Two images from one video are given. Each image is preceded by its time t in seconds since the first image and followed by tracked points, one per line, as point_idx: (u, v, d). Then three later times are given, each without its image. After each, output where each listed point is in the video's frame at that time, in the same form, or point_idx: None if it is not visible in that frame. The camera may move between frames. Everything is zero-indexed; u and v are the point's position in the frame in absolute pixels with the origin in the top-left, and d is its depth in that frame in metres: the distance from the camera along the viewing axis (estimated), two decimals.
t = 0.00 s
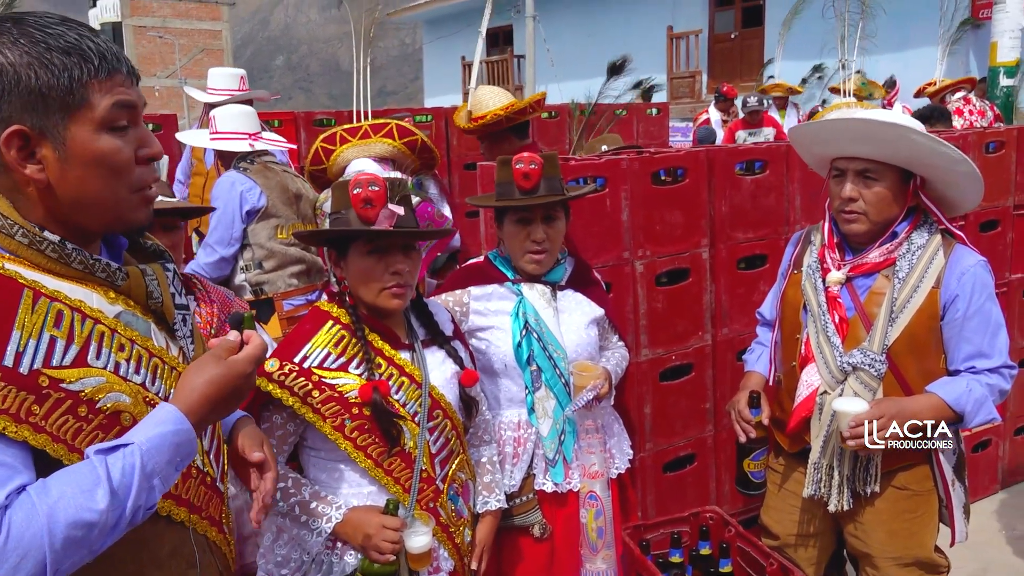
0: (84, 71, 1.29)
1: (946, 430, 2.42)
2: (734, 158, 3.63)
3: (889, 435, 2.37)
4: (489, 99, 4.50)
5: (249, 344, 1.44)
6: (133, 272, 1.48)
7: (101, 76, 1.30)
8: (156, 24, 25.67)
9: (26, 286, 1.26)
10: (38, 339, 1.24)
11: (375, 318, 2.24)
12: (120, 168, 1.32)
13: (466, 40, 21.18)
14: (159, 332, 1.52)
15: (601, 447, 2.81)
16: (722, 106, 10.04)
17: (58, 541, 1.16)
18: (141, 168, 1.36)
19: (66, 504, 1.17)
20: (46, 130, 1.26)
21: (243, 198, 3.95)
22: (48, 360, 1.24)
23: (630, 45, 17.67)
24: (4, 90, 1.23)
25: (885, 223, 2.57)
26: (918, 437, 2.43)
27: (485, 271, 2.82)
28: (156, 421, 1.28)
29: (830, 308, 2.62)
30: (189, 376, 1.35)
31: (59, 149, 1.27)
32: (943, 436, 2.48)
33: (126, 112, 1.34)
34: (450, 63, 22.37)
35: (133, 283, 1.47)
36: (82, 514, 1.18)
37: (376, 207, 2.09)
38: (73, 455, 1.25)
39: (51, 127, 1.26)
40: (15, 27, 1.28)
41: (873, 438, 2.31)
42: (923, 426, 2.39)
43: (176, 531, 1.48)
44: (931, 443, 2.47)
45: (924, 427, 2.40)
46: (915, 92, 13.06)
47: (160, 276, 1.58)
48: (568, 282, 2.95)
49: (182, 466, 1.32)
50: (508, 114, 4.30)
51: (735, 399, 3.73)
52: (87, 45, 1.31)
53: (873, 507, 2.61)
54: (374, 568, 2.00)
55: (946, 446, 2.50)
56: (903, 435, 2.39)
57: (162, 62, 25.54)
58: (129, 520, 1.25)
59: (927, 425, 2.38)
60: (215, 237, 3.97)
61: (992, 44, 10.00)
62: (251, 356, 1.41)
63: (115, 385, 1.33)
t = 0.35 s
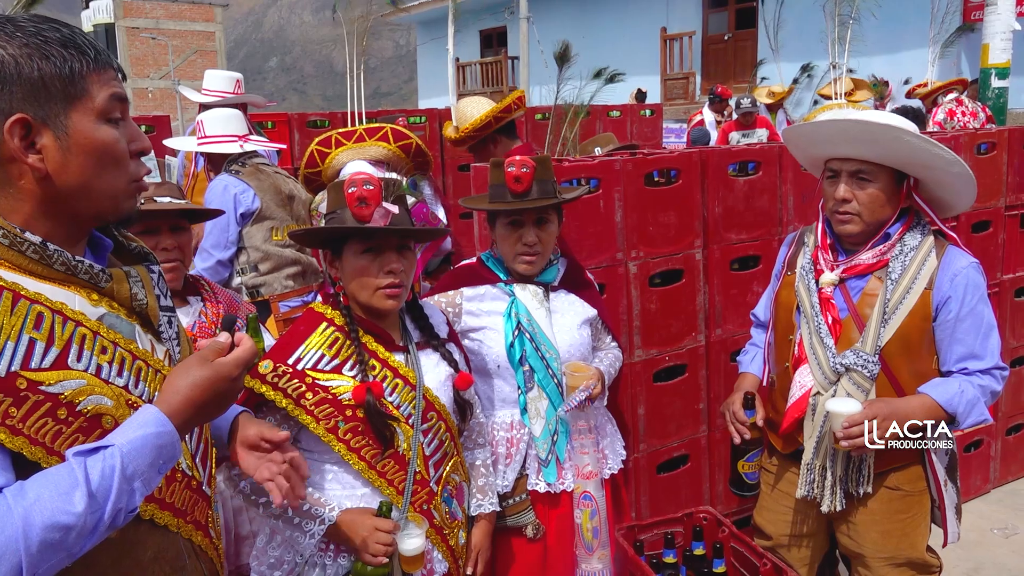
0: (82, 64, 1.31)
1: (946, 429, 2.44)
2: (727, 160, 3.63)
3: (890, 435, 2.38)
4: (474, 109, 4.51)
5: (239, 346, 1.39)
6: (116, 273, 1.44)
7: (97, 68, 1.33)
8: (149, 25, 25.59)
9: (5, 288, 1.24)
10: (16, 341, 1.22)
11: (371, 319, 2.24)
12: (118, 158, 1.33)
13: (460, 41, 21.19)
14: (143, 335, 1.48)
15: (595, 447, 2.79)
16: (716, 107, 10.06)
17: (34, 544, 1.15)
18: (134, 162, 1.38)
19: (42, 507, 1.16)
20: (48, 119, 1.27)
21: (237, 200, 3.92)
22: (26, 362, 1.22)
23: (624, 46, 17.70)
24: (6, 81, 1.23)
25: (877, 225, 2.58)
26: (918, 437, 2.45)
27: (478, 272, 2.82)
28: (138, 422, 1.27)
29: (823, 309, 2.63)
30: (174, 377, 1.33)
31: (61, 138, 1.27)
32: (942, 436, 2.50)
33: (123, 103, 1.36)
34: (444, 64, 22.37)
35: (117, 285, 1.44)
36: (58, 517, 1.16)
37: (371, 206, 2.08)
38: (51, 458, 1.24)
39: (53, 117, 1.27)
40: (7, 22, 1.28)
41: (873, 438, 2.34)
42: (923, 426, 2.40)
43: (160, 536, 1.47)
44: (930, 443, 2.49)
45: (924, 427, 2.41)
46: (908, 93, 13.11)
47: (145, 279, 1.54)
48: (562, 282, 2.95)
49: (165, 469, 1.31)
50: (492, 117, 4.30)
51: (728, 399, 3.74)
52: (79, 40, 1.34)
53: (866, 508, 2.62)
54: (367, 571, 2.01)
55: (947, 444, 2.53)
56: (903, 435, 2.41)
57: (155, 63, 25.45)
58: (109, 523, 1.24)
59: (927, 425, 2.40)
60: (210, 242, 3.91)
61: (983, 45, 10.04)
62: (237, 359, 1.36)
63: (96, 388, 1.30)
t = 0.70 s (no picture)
0: (63, 68, 1.26)
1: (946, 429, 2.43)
2: (728, 158, 3.62)
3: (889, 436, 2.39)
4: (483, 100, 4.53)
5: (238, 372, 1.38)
6: (112, 273, 1.43)
7: (80, 73, 1.29)
8: (148, 22, 25.55)
9: None
10: (7, 344, 1.21)
11: (370, 318, 2.24)
12: (97, 167, 1.29)
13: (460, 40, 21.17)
14: (139, 336, 1.46)
15: (594, 446, 2.79)
16: (717, 106, 10.06)
17: (16, 560, 1.12)
18: (120, 170, 1.33)
19: (27, 522, 1.13)
20: (22, 126, 1.23)
21: (236, 197, 3.90)
22: (16, 366, 1.21)
23: (624, 44, 17.69)
24: None
25: (879, 224, 2.58)
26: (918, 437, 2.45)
27: (478, 270, 2.81)
28: (131, 440, 1.24)
29: (825, 308, 2.62)
30: (172, 398, 1.30)
31: (35, 146, 1.24)
32: (942, 436, 2.50)
33: (106, 111, 1.31)
34: (444, 63, 22.35)
35: (112, 286, 1.43)
36: (42, 534, 1.13)
37: (372, 205, 2.08)
38: (40, 463, 1.23)
39: (27, 124, 1.23)
40: None
41: (873, 439, 2.34)
42: (924, 426, 2.40)
43: (154, 538, 1.45)
44: (930, 443, 2.48)
45: (924, 427, 2.41)
46: (907, 92, 13.11)
47: (141, 279, 1.53)
48: (562, 281, 2.95)
49: (154, 488, 1.27)
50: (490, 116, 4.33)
51: (729, 398, 3.73)
52: (64, 42, 1.30)
53: (867, 506, 2.61)
54: (367, 570, 2.00)
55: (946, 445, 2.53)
56: (902, 435, 2.42)
57: (154, 61, 25.37)
58: (94, 541, 1.20)
59: (928, 425, 2.40)
60: (212, 243, 3.89)
61: (983, 45, 10.03)
62: (239, 385, 1.35)
63: (88, 391, 1.29)
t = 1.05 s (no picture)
0: (80, 58, 1.28)
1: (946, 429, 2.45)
2: (730, 154, 3.61)
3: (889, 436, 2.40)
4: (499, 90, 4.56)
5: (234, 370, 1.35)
6: (106, 270, 1.40)
7: (96, 64, 1.30)
8: (149, 19, 25.51)
9: None
10: None
11: (371, 314, 2.21)
12: (111, 158, 1.31)
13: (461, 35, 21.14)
14: (134, 332, 1.45)
15: (596, 442, 2.78)
16: (718, 102, 10.04)
17: (7, 562, 1.11)
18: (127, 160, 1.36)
19: (17, 525, 1.12)
20: (43, 114, 1.23)
21: (235, 193, 3.87)
22: (7, 364, 1.20)
23: (625, 40, 17.66)
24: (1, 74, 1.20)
25: (882, 219, 2.57)
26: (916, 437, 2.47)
27: (480, 266, 2.81)
28: (123, 441, 1.24)
29: (828, 304, 2.62)
30: (164, 396, 1.28)
31: (56, 134, 1.24)
32: (942, 435, 2.50)
33: (118, 103, 1.33)
34: (445, 59, 22.31)
35: (107, 283, 1.40)
36: (33, 536, 1.13)
37: (372, 202, 2.07)
38: (32, 462, 1.22)
39: (48, 112, 1.23)
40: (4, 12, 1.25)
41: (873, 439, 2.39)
42: (924, 425, 2.42)
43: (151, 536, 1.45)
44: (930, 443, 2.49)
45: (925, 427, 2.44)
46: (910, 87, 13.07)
47: (137, 276, 1.50)
48: (564, 277, 2.94)
49: (147, 489, 1.27)
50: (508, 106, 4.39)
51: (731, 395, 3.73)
52: (77, 34, 1.31)
53: (870, 502, 2.61)
54: (369, 565, 2.04)
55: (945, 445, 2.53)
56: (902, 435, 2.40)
57: (155, 57, 25.32)
58: (85, 542, 1.19)
59: (927, 425, 2.42)
60: (215, 241, 3.85)
61: (986, 40, 9.99)
62: (231, 385, 1.31)
63: (81, 389, 1.28)
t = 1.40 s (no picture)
0: (100, 59, 1.32)
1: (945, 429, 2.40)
2: (743, 153, 3.60)
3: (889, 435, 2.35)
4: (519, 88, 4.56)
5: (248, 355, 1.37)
6: (111, 261, 1.41)
7: (110, 64, 1.34)
8: (163, 17, 25.59)
9: None
10: (9, 331, 1.19)
11: (382, 312, 2.23)
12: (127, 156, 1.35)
13: (473, 34, 21.15)
14: (141, 324, 1.46)
15: (609, 442, 2.78)
16: (731, 101, 9.99)
17: (33, 546, 1.12)
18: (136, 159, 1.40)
19: (42, 509, 1.13)
20: (68, 110, 1.25)
21: (249, 191, 3.88)
22: (21, 352, 1.20)
23: (637, 38, 17.61)
24: (30, 72, 1.21)
25: (898, 218, 2.55)
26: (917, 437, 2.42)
27: (494, 264, 2.82)
28: (141, 426, 1.24)
29: (843, 301, 2.60)
30: (180, 383, 1.30)
31: (80, 130, 1.27)
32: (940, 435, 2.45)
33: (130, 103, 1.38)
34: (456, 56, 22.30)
35: (113, 274, 1.40)
36: (58, 520, 1.13)
37: (384, 201, 2.08)
38: (52, 450, 1.22)
39: (73, 108, 1.26)
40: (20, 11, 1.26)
41: (873, 438, 2.35)
42: (923, 425, 2.37)
43: (166, 530, 1.45)
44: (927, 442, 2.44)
45: (924, 427, 2.38)
46: (924, 86, 12.97)
47: (141, 266, 1.52)
48: (576, 276, 2.94)
49: (167, 474, 1.27)
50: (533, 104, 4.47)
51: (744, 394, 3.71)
52: (93, 35, 1.35)
53: (884, 502, 2.59)
54: (380, 563, 2.00)
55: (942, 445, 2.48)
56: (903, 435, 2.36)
57: (168, 55, 25.42)
58: (109, 527, 1.20)
59: (927, 424, 2.37)
60: (233, 240, 3.85)
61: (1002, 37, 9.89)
62: (245, 368, 1.33)
63: (94, 377, 1.28)
